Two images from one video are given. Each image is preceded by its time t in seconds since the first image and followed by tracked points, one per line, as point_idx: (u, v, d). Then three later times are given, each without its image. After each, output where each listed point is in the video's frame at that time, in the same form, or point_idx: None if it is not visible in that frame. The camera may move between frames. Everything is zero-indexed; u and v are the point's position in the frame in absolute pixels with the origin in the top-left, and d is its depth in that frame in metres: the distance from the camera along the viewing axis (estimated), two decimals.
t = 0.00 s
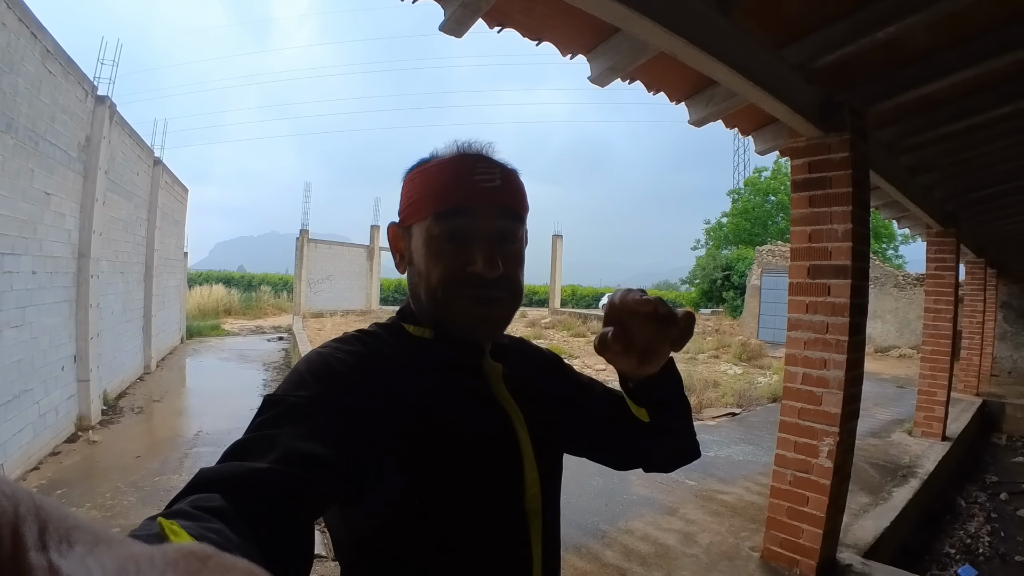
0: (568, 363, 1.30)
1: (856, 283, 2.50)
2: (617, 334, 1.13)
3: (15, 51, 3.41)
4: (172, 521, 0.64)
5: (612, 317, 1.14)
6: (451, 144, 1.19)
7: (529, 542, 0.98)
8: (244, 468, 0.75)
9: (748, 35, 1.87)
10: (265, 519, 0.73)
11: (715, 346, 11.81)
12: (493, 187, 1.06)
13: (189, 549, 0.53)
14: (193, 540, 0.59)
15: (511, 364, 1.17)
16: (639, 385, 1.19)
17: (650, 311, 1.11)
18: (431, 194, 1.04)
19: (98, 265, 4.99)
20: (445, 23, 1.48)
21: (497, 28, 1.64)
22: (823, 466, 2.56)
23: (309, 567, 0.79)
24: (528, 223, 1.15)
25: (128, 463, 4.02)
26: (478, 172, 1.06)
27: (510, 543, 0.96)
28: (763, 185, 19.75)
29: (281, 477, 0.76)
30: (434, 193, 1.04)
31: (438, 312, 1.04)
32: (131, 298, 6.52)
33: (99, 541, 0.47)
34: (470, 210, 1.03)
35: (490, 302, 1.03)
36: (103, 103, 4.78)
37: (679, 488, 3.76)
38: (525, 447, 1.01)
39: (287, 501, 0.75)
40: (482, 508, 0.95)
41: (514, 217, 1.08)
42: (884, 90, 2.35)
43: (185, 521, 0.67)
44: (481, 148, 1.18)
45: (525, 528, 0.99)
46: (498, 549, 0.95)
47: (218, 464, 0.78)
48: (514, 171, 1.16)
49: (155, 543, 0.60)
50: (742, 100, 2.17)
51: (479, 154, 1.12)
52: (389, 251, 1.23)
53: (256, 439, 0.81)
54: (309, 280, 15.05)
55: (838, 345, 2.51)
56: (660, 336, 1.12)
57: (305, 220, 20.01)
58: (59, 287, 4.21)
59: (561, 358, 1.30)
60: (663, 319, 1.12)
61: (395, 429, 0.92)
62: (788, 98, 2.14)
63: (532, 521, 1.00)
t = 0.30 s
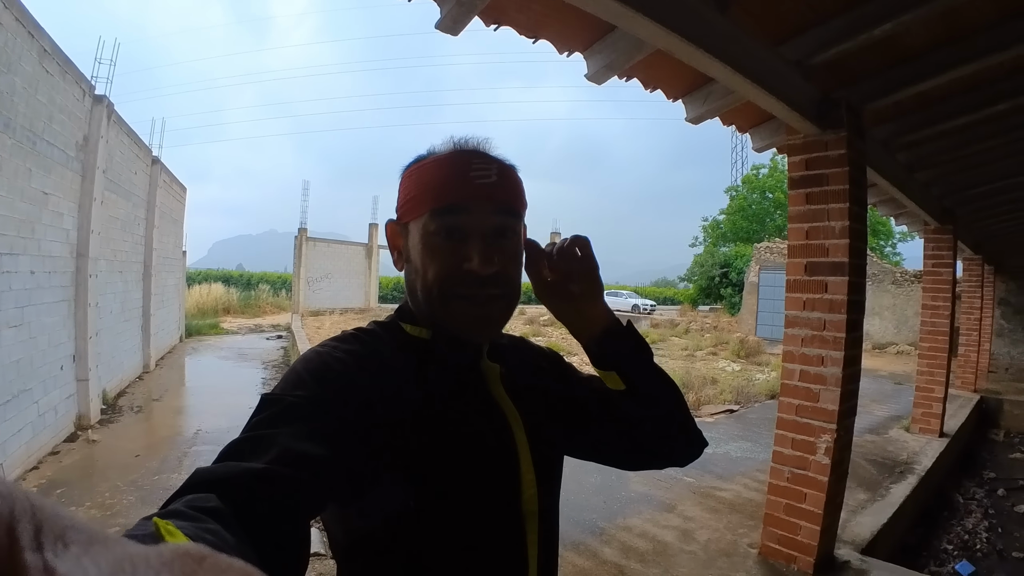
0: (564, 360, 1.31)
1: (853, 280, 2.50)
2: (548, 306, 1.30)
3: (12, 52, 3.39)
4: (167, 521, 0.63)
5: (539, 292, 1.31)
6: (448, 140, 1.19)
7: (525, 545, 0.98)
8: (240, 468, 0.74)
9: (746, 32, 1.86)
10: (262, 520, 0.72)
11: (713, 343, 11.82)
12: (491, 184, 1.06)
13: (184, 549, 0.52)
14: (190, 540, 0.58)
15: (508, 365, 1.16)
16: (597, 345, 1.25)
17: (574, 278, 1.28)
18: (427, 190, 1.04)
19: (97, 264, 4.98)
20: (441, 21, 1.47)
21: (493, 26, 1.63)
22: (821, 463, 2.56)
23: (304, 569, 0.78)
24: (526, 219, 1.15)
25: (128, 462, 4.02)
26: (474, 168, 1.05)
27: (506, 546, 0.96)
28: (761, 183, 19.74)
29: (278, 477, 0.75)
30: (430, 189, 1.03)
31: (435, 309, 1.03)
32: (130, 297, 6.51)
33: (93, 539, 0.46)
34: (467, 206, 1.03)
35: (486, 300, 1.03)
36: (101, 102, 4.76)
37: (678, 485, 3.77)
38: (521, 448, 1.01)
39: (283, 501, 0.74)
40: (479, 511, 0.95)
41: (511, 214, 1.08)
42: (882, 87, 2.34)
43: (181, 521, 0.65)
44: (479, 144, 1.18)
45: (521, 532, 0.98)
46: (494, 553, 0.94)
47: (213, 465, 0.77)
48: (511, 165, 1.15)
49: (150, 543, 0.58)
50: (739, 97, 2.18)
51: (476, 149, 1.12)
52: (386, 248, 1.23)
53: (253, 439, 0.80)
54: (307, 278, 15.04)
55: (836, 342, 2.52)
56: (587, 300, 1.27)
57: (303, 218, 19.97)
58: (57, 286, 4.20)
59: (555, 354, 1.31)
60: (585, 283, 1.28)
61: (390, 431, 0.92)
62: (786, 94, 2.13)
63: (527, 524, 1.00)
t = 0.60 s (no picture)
0: (566, 366, 1.31)
1: (851, 278, 2.51)
2: (586, 317, 1.18)
3: (9, 52, 3.39)
4: (169, 528, 0.62)
5: (579, 299, 1.18)
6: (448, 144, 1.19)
7: (526, 547, 0.98)
8: (241, 473, 0.74)
9: (744, 31, 1.86)
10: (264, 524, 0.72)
11: (711, 340, 11.83)
12: (494, 185, 1.06)
13: (187, 554, 0.52)
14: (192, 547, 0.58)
15: (508, 367, 1.16)
16: (627, 368, 1.18)
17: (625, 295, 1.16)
18: (431, 191, 1.03)
19: (95, 264, 4.96)
20: (438, 20, 1.47)
21: (490, 24, 1.63)
22: (819, 461, 2.57)
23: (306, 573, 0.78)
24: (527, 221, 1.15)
25: (127, 462, 4.02)
26: (478, 171, 1.06)
27: (508, 548, 0.96)
28: (759, 180, 19.76)
29: (280, 481, 0.75)
30: (434, 191, 1.03)
31: (439, 311, 1.03)
32: (129, 297, 6.50)
33: (96, 546, 0.46)
34: (472, 207, 1.03)
35: (491, 301, 1.03)
36: (99, 102, 4.75)
37: (675, 482, 3.78)
38: (520, 451, 1.01)
39: (285, 506, 0.74)
40: (479, 513, 0.95)
41: (515, 215, 1.07)
42: (879, 85, 2.34)
43: (183, 528, 0.65)
44: (478, 146, 1.18)
45: (523, 533, 0.99)
46: (496, 555, 0.94)
47: (214, 470, 0.77)
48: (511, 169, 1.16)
49: (152, 550, 0.58)
50: (736, 96, 2.18)
51: (478, 152, 1.12)
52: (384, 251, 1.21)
53: (253, 444, 0.80)
54: (306, 277, 15.03)
55: (833, 340, 2.52)
56: (632, 325, 1.17)
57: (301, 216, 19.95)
58: (55, 286, 4.19)
59: (556, 359, 1.31)
60: (634, 302, 1.16)
61: (390, 434, 0.92)
62: (784, 93, 2.13)
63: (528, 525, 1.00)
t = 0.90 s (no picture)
0: (574, 366, 1.30)
1: (849, 275, 2.52)
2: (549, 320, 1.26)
3: (6, 53, 3.38)
4: (181, 519, 0.63)
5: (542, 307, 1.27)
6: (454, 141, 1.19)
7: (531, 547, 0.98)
8: (253, 466, 0.74)
9: (742, 29, 1.87)
10: (275, 519, 0.72)
11: (708, 338, 11.85)
12: (490, 179, 1.05)
13: (196, 547, 0.52)
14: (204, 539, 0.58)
15: (516, 366, 1.16)
16: (606, 360, 1.21)
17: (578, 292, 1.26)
18: (430, 187, 1.04)
19: (92, 265, 4.95)
20: (436, 19, 1.47)
21: (488, 23, 1.62)
22: (817, 458, 2.58)
23: (316, 567, 0.78)
24: (530, 215, 1.14)
25: (125, 462, 4.02)
26: (474, 165, 1.05)
27: (515, 547, 0.96)
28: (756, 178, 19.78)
29: (290, 476, 0.75)
30: (433, 186, 1.04)
31: (441, 307, 1.03)
32: (126, 297, 6.49)
33: (109, 538, 0.46)
34: (468, 201, 1.03)
35: (490, 295, 1.02)
36: (96, 102, 4.74)
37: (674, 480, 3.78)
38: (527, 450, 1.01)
39: (295, 500, 0.74)
40: (486, 513, 0.95)
41: (514, 208, 1.07)
42: (876, 83, 2.35)
43: (194, 519, 0.65)
44: (482, 143, 1.17)
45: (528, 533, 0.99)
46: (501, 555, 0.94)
47: (226, 463, 0.77)
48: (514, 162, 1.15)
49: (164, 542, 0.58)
50: (734, 93, 2.18)
51: (478, 147, 1.12)
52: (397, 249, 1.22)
53: (265, 438, 0.80)
54: (304, 276, 15.02)
55: (831, 338, 2.53)
56: (596, 315, 1.23)
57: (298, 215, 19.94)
58: (53, 287, 4.18)
59: (565, 359, 1.31)
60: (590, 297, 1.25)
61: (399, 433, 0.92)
62: (781, 91, 2.14)
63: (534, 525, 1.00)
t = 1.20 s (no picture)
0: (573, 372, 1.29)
1: (845, 274, 2.52)
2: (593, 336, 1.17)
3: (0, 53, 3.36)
4: (179, 522, 0.61)
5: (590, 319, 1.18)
6: (451, 143, 1.19)
7: (531, 550, 0.98)
8: (251, 469, 0.73)
9: (739, 27, 1.87)
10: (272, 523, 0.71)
11: (704, 337, 11.88)
12: (489, 181, 1.05)
13: (195, 548, 0.51)
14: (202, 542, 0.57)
15: (517, 370, 1.16)
16: (632, 396, 1.17)
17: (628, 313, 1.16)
18: (430, 190, 1.04)
19: (88, 265, 4.93)
20: (431, 17, 1.46)
21: (483, 21, 1.62)
22: (814, 457, 2.58)
23: (315, 570, 0.78)
24: (529, 216, 1.13)
25: (121, 463, 4.00)
26: (472, 165, 1.05)
27: (514, 553, 0.95)
28: (751, 178, 19.84)
29: (289, 479, 0.74)
30: (432, 189, 1.03)
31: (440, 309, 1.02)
32: (122, 298, 6.47)
33: (106, 539, 0.45)
34: (466, 203, 1.02)
35: (490, 297, 1.02)
36: (90, 102, 4.72)
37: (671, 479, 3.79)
38: (526, 454, 1.01)
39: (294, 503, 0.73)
40: (485, 517, 0.94)
41: (513, 210, 1.06)
42: (873, 81, 2.36)
43: (192, 522, 0.64)
44: (481, 145, 1.17)
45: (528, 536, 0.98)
46: (500, 559, 0.94)
47: (224, 466, 0.76)
48: (512, 163, 1.14)
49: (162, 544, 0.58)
50: (730, 92, 2.18)
51: (477, 148, 1.11)
52: (397, 252, 1.22)
53: (264, 440, 0.79)
54: (300, 276, 14.99)
55: (827, 336, 2.54)
56: (641, 352, 1.15)
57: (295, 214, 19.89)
58: (48, 288, 4.16)
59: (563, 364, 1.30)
60: (642, 329, 1.15)
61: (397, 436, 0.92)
62: (777, 89, 2.14)
63: (533, 528, 0.99)
